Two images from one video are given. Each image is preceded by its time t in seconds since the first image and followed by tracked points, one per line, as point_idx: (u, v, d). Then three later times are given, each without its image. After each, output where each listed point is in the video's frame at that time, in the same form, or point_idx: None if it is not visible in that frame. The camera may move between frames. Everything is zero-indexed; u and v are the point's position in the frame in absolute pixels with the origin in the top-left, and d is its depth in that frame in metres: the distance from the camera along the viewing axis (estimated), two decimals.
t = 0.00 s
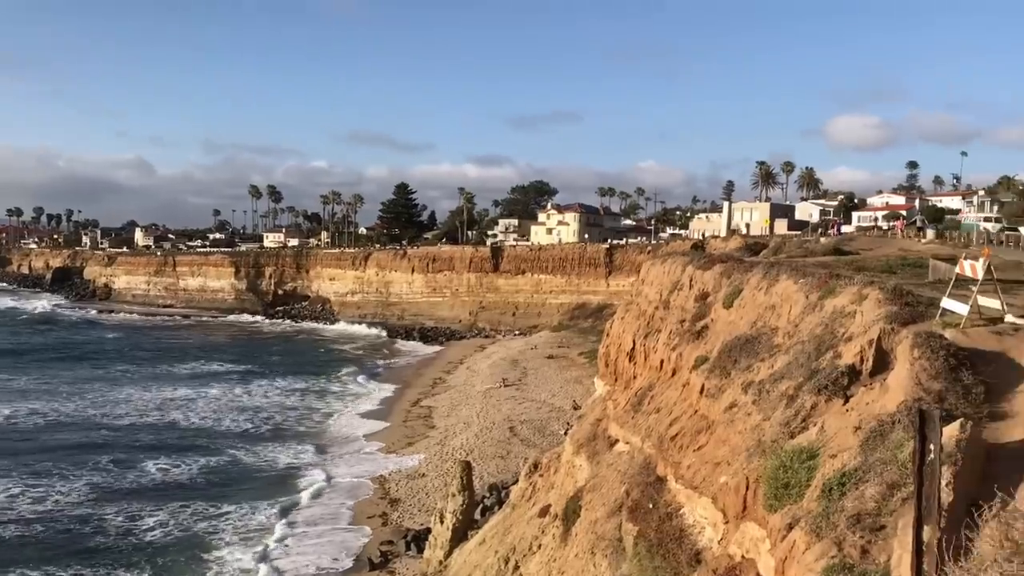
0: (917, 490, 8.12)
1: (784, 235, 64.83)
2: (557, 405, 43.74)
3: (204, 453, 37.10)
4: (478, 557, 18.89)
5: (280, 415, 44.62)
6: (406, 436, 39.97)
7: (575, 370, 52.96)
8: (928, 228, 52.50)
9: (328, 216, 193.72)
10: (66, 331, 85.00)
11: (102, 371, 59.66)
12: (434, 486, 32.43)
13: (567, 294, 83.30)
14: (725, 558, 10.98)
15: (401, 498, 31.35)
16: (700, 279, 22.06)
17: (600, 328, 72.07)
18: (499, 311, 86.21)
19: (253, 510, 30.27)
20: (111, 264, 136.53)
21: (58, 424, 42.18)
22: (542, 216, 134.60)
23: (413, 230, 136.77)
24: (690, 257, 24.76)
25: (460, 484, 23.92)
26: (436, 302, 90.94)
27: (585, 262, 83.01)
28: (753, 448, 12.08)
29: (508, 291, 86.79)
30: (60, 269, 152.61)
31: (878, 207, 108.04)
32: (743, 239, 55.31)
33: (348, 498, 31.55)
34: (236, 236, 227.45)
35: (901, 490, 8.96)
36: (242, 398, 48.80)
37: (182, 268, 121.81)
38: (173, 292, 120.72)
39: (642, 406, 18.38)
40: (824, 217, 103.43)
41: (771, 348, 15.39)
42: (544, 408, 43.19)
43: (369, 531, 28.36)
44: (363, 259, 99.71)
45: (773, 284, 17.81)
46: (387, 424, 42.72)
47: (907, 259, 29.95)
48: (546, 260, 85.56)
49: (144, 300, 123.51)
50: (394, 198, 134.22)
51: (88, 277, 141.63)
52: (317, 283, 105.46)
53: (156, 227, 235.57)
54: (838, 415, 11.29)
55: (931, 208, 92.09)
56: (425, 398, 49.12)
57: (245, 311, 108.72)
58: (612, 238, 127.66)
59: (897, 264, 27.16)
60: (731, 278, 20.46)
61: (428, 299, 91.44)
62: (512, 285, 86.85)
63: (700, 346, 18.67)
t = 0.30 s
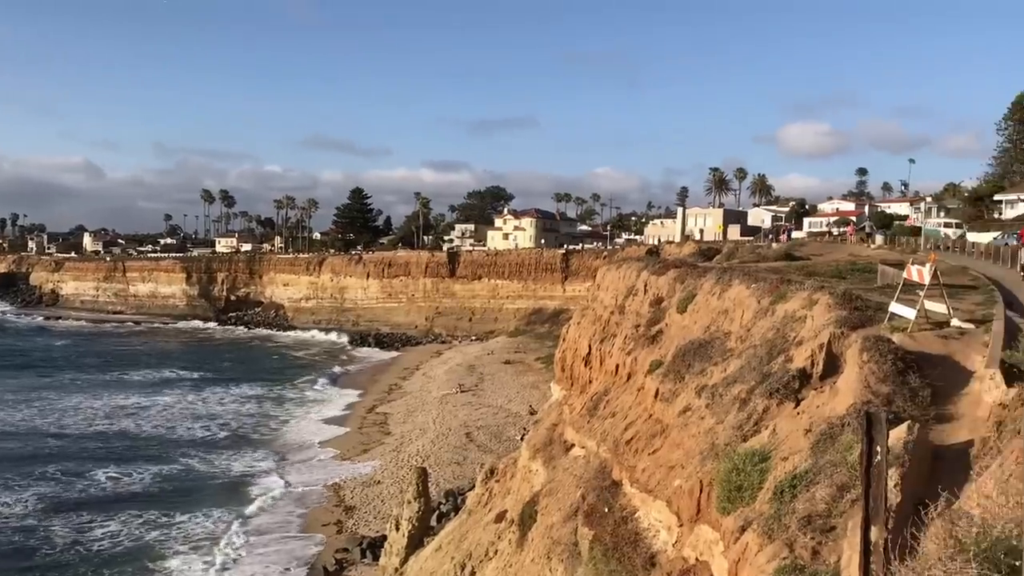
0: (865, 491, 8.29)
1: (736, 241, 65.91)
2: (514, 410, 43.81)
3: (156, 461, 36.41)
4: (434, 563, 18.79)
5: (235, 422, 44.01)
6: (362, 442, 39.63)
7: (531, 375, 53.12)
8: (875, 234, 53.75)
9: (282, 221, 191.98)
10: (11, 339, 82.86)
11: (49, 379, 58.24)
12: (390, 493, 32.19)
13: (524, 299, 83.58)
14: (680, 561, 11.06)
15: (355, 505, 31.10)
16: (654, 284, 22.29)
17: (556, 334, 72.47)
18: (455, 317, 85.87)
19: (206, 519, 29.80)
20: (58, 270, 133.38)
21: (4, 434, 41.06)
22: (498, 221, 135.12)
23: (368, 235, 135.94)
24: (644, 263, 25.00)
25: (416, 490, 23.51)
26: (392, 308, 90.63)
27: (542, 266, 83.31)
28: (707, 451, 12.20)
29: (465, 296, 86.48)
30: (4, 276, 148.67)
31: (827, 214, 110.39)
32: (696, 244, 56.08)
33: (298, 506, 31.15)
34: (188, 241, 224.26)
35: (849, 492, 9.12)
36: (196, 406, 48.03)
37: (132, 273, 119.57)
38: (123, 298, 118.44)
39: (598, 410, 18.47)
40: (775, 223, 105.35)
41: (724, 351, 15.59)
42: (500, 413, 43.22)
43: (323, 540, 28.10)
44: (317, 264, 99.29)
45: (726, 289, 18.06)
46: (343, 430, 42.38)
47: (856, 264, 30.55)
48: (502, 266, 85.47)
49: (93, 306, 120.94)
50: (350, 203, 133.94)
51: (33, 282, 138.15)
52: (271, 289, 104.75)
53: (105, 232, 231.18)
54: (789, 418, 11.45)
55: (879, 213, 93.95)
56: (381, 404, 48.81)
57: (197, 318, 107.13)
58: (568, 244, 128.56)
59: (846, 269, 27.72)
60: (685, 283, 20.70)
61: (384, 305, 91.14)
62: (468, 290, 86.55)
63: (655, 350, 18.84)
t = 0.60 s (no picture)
0: (816, 491, 8.44)
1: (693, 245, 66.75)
2: (473, 414, 43.77)
3: (110, 468, 35.80)
4: (392, 568, 18.70)
5: (191, 428, 43.42)
6: (319, 447, 39.28)
7: (490, 378, 53.18)
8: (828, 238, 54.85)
9: (238, 224, 190.10)
10: None
11: None
12: (347, 498, 31.96)
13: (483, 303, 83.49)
14: (637, 562, 11.14)
15: (312, 511, 30.88)
16: (612, 287, 22.50)
17: (515, 337, 72.67)
18: (413, 321, 84.42)
19: (160, 525, 29.37)
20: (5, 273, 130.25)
21: None
22: (457, 225, 135.28)
23: (324, 239, 135.36)
24: (602, 267, 25.17)
25: (374, 495, 23.60)
26: (349, 312, 90.19)
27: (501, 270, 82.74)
28: (664, 454, 12.31)
29: (424, 300, 85.07)
30: None
31: (782, 218, 112.14)
32: (653, 248, 56.68)
33: (250, 512, 30.72)
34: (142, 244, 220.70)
35: (801, 492, 9.27)
36: (152, 411, 47.27)
37: (84, 277, 117.28)
38: (74, 302, 116.10)
39: (556, 414, 18.55)
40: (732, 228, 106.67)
41: (680, 354, 15.77)
42: (459, 417, 43.15)
43: (280, 546, 27.83)
44: (273, 268, 98.33)
45: (682, 292, 18.28)
46: (301, 435, 42.01)
47: (809, 268, 31.02)
48: (461, 270, 84.07)
49: (43, 311, 118.37)
50: (306, 205, 133.14)
51: None
52: (226, 293, 103.58)
53: (54, 234, 226.33)
54: (744, 420, 11.60)
55: (832, 218, 95.89)
56: (339, 409, 48.43)
57: (151, 322, 105.35)
58: (526, 247, 129.06)
59: (799, 273, 28.19)
60: (642, 287, 20.92)
61: (341, 309, 90.64)
62: (426, 294, 85.09)
63: (613, 353, 19.00)
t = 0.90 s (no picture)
0: (766, 489, 8.60)
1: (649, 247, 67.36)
2: (431, 415, 43.67)
3: (60, 473, 35.10)
4: (348, 571, 18.60)
5: (145, 431, 42.72)
6: (275, 450, 38.89)
7: (449, 379, 53.13)
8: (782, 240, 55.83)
9: (192, 225, 187.64)
10: None
11: None
12: (304, 501, 31.72)
13: (442, 304, 83.26)
14: (593, 562, 11.23)
15: (269, 514, 30.64)
16: (569, 289, 22.74)
17: (473, 339, 72.85)
18: (371, 322, 84.99)
19: (111, 530, 28.88)
20: None
21: None
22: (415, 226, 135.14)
23: (281, 240, 134.08)
24: (559, 269, 25.33)
25: (331, 498, 23.92)
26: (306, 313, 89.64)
27: (460, 272, 82.94)
28: (621, 453, 12.40)
29: (382, 301, 85.73)
30: None
31: (738, 220, 113.59)
32: (610, 249, 57.15)
33: (203, 516, 30.33)
34: (93, 245, 216.49)
35: (754, 490, 9.41)
36: (106, 415, 46.44)
37: (33, 279, 114.64)
38: (23, 304, 113.40)
39: (514, 415, 18.63)
40: (688, 230, 107.90)
41: (637, 355, 15.93)
42: (417, 419, 43.03)
43: (235, 550, 27.56)
44: (228, 269, 97.19)
45: (639, 294, 18.51)
46: (257, 438, 41.59)
47: (762, 269, 31.49)
48: (419, 271, 84.64)
49: None
50: (262, 207, 131.86)
51: None
52: (180, 294, 102.16)
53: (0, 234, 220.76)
54: (699, 419, 11.73)
55: (785, 220, 97.58)
56: (295, 412, 47.98)
57: (102, 324, 103.34)
58: (485, 248, 129.46)
59: (753, 273, 28.65)
60: (599, 288, 21.17)
61: (298, 310, 90.10)
62: (384, 295, 85.76)
63: (570, 354, 19.15)
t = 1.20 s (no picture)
0: (709, 484, 8.76)
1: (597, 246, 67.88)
2: (379, 415, 43.44)
3: None
4: (294, 573, 18.46)
5: (86, 433, 41.78)
6: (220, 452, 38.33)
7: (397, 379, 52.92)
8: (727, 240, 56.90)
9: (133, 223, 183.84)
10: None
11: None
12: (250, 502, 31.35)
13: (390, 304, 82.84)
14: (541, 559, 11.30)
15: (214, 516, 30.24)
16: (518, 288, 22.94)
17: (422, 338, 72.69)
18: (318, 322, 84.38)
19: (48, 535, 28.20)
20: None
21: None
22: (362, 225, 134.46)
23: (226, 238, 131.90)
24: (508, 268, 25.41)
25: (279, 499, 23.78)
26: (251, 312, 88.66)
27: (408, 271, 82.46)
28: (568, 450, 12.52)
29: (329, 300, 85.14)
30: None
31: (684, 220, 115.29)
32: (559, 249, 57.52)
33: (146, 520, 29.76)
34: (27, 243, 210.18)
35: (698, 485, 9.56)
36: (46, 417, 45.32)
37: None
38: None
39: (463, 414, 18.75)
40: (636, 229, 109.13)
41: (585, 353, 16.10)
42: (365, 419, 42.77)
43: (179, 554, 27.17)
44: (171, 267, 95.30)
45: (586, 292, 18.73)
46: (201, 439, 40.94)
47: (708, 268, 31.93)
48: (367, 270, 84.27)
49: None
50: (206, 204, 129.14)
51: None
52: (122, 294, 99.86)
53: None
54: (645, 416, 11.87)
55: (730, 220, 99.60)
56: (241, 413, 47.29)
57: (39, 324, 100.50)
58: (433, 247, 129.48)
59: (699, 272, 29.11)
60: (548, 287, 21.36)
61: (243, 310, 89.09)
62: (332, 294, 85.24)
63: (519, 352, 19.31)
